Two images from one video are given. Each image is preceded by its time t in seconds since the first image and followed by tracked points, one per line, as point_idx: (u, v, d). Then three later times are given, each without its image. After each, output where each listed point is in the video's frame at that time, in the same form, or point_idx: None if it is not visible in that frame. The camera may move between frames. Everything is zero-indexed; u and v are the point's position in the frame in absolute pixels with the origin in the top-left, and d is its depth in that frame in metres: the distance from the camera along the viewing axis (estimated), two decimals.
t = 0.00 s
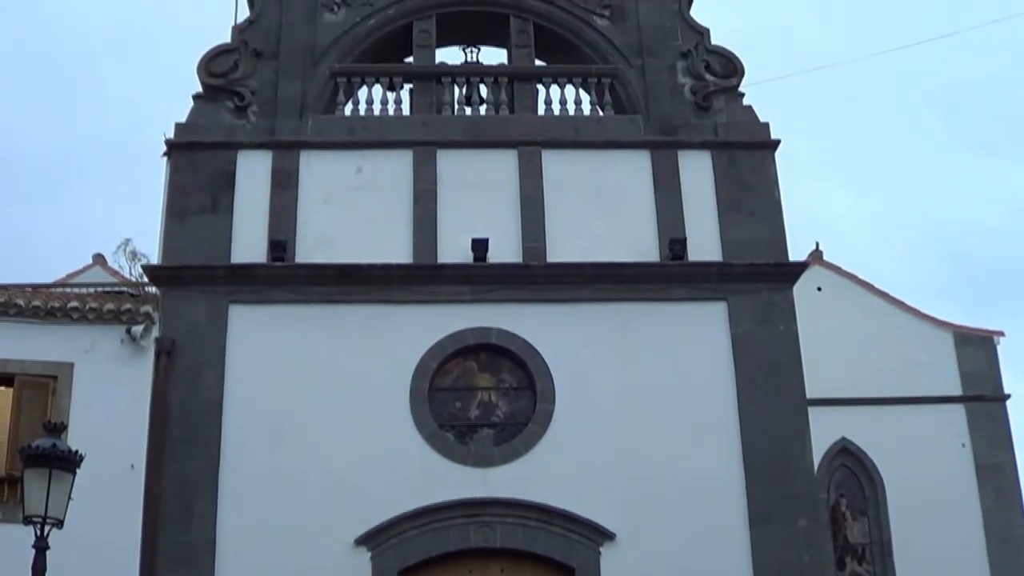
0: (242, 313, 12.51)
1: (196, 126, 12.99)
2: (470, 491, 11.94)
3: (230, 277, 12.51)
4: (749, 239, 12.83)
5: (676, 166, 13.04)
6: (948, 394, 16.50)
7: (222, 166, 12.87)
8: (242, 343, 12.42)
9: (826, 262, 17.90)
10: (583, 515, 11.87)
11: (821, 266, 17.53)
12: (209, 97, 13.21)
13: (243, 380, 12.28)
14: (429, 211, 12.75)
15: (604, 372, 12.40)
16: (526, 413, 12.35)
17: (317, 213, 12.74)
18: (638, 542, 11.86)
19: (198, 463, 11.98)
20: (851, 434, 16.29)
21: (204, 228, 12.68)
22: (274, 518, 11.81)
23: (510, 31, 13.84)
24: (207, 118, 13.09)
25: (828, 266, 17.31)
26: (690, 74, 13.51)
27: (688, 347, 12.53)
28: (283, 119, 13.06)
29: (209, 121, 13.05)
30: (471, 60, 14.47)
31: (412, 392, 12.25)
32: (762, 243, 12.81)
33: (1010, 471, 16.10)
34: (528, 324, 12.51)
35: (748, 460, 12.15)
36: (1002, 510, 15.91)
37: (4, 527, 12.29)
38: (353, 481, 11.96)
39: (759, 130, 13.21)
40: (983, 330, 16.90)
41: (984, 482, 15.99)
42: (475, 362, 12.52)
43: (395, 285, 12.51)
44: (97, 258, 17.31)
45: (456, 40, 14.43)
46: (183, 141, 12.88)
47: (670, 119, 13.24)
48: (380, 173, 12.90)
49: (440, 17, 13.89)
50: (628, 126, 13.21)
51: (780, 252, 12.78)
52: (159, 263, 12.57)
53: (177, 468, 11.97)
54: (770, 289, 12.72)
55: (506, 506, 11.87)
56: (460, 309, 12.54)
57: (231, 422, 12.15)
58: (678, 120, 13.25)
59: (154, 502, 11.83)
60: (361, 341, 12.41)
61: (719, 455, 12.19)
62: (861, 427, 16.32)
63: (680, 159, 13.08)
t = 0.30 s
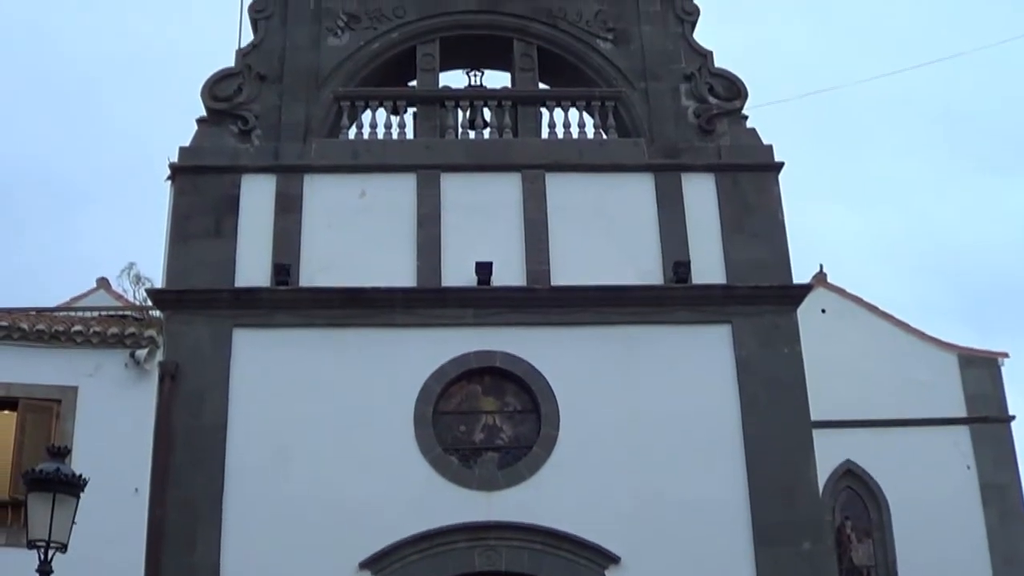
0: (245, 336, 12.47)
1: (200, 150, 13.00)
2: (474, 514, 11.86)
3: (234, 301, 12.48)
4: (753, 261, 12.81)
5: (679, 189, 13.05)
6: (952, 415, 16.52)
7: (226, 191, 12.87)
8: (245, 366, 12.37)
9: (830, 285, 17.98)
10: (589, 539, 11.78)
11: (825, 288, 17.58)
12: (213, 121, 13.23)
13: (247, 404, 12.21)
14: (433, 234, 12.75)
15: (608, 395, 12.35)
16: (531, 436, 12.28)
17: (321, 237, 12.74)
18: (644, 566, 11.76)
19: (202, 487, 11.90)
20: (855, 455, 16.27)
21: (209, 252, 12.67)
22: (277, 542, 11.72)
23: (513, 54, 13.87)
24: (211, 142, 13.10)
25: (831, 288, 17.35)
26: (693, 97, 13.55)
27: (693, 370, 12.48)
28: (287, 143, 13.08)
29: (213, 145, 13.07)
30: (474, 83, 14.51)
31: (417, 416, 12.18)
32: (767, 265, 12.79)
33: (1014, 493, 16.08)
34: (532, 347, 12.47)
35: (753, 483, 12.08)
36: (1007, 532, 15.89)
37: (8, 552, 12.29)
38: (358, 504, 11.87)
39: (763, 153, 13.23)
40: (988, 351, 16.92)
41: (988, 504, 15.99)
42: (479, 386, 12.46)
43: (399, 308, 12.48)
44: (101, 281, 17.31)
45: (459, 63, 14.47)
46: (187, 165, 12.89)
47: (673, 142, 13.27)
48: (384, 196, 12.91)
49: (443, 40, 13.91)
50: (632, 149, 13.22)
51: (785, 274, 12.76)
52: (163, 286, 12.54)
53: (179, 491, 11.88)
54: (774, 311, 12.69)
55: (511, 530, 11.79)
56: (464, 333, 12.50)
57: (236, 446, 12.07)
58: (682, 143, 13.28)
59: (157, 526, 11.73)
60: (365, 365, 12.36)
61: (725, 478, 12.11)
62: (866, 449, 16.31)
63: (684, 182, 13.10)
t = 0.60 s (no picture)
0: (248, 351, 12.43)
1: (204, 165, 13.02)
2: (477, 530, 11.81)
3: (237, 316, 12.47)
4: (757, 278, 12.81)
5: (683, 205, 13.06)
6: (956, 432, 16.56)
7: (230, 206, 12.88)
8: (248, 381, 12.33)
9: (833, 301, 17.99)
10: (591, 555, 11.74)
11: (828, 304, 17.62)
12: (217, 136, 13.25)
13: (249, 419, 12.17)
14: (438, 251, 12.75)
15: (612, 411, 12.31)
16: (534, 452, 12.23)
17: (325, 253, 12.74)
18: None
19: (204, 502, 11.82)
20: (858, 472, 16.27)
21: (212, 268, 12.65)
22: (279, 558, 11.64)
23: (517, 70, 13.86)
24: (214, 157, 13.11)
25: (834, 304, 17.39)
26: (697, 113, 13.55)
27: (697, 385, 12.45)
28: (291, 158, 13.09)
29: (217, 160, 13.08)
30: (477, 99, 14.52)
31: (419, 431, 12.14)
32: (771, 282, 12.78)
33: (1017, 510, 16.08)
34: (535, 363, 12.45)
35: (756, 499, 12.02)
36: (1011, 549, 15.85)
37: (10, 566, 12.30)
38: (360, 520, 11.81)
39: (766, 169, 13.23)
40: (991, 369, 16.96)
41: (991, 520, 15.98)
42: (482, 402, 12.43)
43: (402, 324, 12.47)
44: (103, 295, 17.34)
45: (463, 79, 14.48)
46: (191, 180, 12.89)
47: (677, 158, 13.28)
48: (388, 212, 12.92)
49: (447, 55, 13.93)
50: (636, 165, 13.23)
51: (788, 291, 12.76)
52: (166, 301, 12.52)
53: (180, 504, 11.80)
54: (777, 327, 12.68)
55: (513, 546, 11.77)
56: (467, 349, 12.48)
57: (238, 461, 12.01)
58: (686, 159, 13.28)
59: (159, 542, 11.66)
60: (367, 380, 12.33)
61: (728, 494, 12.05)
62: (868, 464, 16.31)
63: (688, 198, 13.11)
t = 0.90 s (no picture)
0: (251, 369, 12.40)
1: (208, 184, 13.03)
2: (482, 548, 11.75)
3: (241, 335, 12.45)
4: (761, 295, 12.81)
5: (686, 222, 13.07)
6: (960, 448, 16.59)
7: (234, 224, 12.89)
8: (252, 399, 12.29)
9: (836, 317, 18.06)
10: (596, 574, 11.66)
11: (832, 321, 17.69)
12: (221, 154, 13.27)
13: (253, 437, 12.12)
14: (441, 269, 12.75)
15: (617, 429, 12.27)
16: (538, 469, 12.20)
17: (329, 271, 12.73)
18: None
19: (208, 520, 11.76)
20: (862, 489, 16.27)
21: (216, 286, 12.64)
22: None
23: (521, 88, 13.88)
24: (218, 175, 13.13)
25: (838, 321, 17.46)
26: (700, 131, 13.58)
27: (702, 403, 12.42)
28: (295, 176, 13.11)
29: (221, 179, 13.10)
30: (480, 117, 14.50)
31: (423, 450, 12.10)
32: (775, 299, 12.77)
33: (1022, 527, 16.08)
34: (540, 381, 12.43)
35: (761, 517, 11.96)
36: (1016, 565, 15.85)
37: None
38: (364, 539, 11.75)
39: (770, 186, 13.26)
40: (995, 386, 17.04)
41: (996, 536, 15.95)
42: (486, 420, 12.40)
43: (406, 342, 12.46)
44: (108, 314, 17.37)
45: (466, 97, 14.49)
46: (195, 198, 12.91)
47: (680, 176, 13.29)
48: (392, 230, 12.93)
49: (450, 73, 13.95)
50: (640, 183, 13.25)
51: (793, 308, 12.75)
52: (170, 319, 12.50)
53: (183, 522, 11.75)
54: (780, 345, 12.67)
55: (518, 564, 11.70)
56: (471, 367, 12.47)
57: (241, 479, 11.96)
58: (689, 177, 13.30)
59: (162, 560, 11.58)
60: (371, 398, 12.30)
61: (734, 512, 12.00)
62: (873, 481, 16.32)
63: (691, 216, 13.12)
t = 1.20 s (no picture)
0: (252, 387, 12.37)
1: (210, 201, 13.04)
2: (481, 569, 11.66)
3: (242, 352, 12.43)
4: (763, 317, 12.79)
5: (689, 244, 13.07)
6: (961, 471, 16.57)
7: (236, 242, 12.89)
8: (252, 417, 12.25)
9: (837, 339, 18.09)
10: None
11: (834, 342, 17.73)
12: (223, 171, 13.28)
13: (253, 455, 12.07)
14: (442, 288, 12.75)
15: (617, 450, 12.23)
16: (538, 490, 12.15)
17: (330, 290, 12.72)
18: None
19: (206, 537, 11.69)
20: (863, 511, 16.29)
21: (217, 303, 12.63)
22: None
23: (523, 108, 13.90)
24: (221, 193, 13.15)
25: (839, 343, 17.48)
26: (702, 152, 13.60)
27: (703, 424, 12.39)
28: (297, 194, 13.11)
29: (223, 196, 13.11)
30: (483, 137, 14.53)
31: (423, 469, 12.04)
32: (776, 321, 12.76)
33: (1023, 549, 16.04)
34: (541, 401, 12.40)
35: (762, 539, 11.89)
36: None
37: None
38: (363, 557, 11.66)
39: (771, 208, 13.27)
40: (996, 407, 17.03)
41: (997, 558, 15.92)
42: (487, 440, 12.36)
43: (407, 361, 12.44)
44: (110, 331, 17.39)
45: (469, 117, 14.51)
46: (197, 216, 12.92)
47: (682, 197, 13.30)
48: (393, 249, 12.92)
49: (453, 93, 13.97)
50: (642, 204, 13.25)
51: (794, 330, 12.73)
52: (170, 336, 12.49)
53: (182, 539, 11.69)
54: (782, 366, 12.65)
55: None
56: (472, 386, 12.44)
57: (240, 497, 11.91)
58: (691, 198, 13.31)
59: None
60: (371, 417, 12.26)
61: (735, 534, 11.93)
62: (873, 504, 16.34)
63: (693, 237, 13.12)
